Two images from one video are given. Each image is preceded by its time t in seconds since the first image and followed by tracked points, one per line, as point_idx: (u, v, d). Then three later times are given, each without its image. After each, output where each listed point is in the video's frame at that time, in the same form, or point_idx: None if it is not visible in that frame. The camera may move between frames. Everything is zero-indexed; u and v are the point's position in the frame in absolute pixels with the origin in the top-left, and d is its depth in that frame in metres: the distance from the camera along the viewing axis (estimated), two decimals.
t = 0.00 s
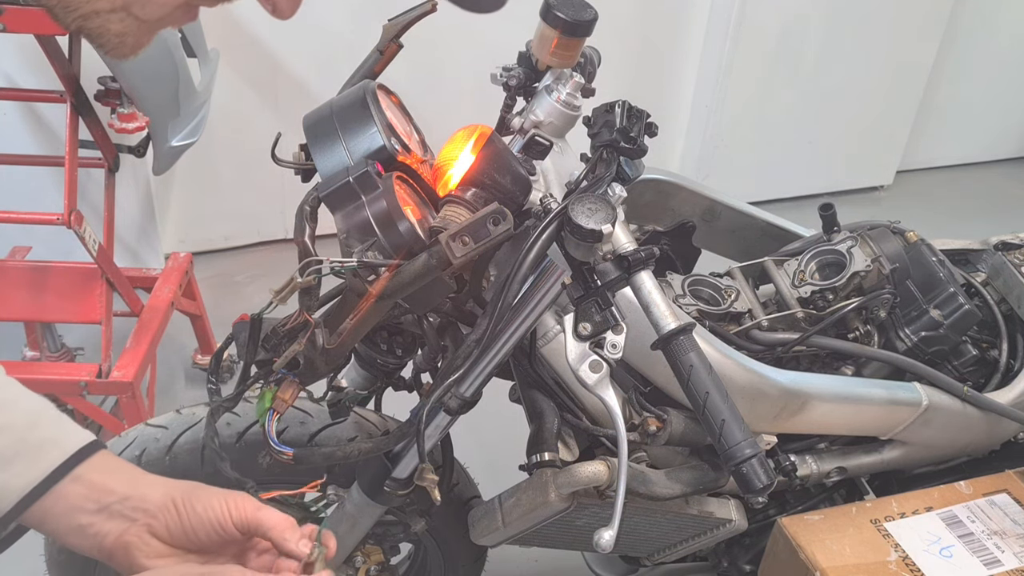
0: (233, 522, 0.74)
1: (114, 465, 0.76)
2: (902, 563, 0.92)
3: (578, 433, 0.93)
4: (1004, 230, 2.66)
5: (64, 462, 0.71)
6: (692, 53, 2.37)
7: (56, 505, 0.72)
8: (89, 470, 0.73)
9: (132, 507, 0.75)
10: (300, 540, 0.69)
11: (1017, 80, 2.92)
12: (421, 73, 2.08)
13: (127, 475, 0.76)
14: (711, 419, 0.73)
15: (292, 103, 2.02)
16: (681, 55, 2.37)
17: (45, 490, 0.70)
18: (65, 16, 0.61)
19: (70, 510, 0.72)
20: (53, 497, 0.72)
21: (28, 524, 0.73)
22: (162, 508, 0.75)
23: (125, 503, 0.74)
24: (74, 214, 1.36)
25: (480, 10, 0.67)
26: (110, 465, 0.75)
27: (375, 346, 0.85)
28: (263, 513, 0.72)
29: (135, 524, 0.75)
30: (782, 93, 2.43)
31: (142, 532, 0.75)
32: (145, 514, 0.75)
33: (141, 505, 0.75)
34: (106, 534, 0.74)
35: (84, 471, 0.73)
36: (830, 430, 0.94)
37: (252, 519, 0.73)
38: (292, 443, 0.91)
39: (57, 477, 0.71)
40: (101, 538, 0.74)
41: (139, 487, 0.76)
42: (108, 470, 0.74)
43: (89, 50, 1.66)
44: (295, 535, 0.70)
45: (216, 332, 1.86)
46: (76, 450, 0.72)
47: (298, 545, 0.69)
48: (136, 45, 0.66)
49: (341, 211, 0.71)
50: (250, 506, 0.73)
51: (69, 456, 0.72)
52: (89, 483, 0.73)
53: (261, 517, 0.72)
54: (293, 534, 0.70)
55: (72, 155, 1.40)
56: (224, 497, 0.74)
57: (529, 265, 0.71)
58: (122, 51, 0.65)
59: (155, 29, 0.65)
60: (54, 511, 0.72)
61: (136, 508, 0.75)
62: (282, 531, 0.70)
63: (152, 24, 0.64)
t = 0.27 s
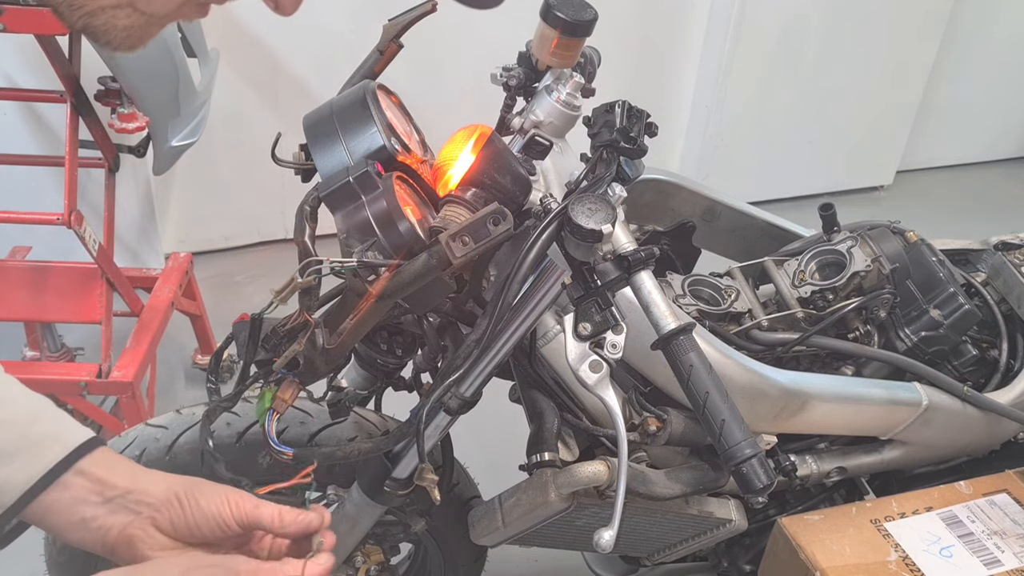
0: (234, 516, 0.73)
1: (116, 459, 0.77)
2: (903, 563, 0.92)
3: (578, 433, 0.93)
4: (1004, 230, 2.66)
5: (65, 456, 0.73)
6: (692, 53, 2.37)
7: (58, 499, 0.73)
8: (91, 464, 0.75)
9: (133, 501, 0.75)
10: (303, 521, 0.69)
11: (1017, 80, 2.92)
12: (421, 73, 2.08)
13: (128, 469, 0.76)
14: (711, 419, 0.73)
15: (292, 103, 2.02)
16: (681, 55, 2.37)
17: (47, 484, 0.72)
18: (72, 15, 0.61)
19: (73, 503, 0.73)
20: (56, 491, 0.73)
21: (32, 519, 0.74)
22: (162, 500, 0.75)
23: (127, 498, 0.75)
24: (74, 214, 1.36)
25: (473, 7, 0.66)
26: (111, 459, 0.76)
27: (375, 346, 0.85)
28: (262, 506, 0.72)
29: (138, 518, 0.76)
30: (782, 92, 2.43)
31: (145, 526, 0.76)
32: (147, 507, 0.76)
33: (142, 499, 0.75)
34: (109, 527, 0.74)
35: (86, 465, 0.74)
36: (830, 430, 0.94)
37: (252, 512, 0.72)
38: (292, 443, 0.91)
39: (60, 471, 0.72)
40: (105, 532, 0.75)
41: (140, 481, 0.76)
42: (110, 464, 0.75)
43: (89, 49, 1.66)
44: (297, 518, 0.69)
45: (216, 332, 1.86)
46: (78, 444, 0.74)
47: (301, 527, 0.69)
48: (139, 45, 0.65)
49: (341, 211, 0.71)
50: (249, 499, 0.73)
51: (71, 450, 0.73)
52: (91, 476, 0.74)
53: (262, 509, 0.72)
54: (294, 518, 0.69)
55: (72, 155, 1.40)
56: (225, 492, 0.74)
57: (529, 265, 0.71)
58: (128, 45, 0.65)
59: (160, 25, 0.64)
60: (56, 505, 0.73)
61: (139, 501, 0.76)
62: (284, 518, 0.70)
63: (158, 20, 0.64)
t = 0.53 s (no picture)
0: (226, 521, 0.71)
1: (114, 460, 0.75)
2: (903, 563, 0.92)
3: (578, 433, 0.93)
4: (1004, 230, 2.66)
5: (60, 457, 0.71)
6: (692, 53, 2.38)
7: (55, 499, 0.72)
8: (87, 464, 0.73)
9: (128, 504, 0.74)
10: (294, 532, 0.67)
11: (1017, 80, 2.92)
12: (421, 73, 2.08)
13: (124, 470, 0.75)
14: (711, 419, 0.72)
15: (292, 103, 2.02)
16: (681, 55, 2.37)
17: (45, 484, 0.71)
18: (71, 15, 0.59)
19: (70, 504, 0.73)
20: (54, 492, 0.72)
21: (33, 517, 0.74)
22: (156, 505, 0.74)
23: (122, 500, 0.74)
24: (74, 214, 1.36)
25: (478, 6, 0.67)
26: (107, 460, 0.75)
27: (375, 346, 0.86)
28: (255, 512, 0.70)
29: (133, 521, 0.74)
30: (782, 92, 2.43)
31: (140, 529, 0.74)
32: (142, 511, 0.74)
33: (137, 502, 0.74)
34: (105, 529, 0.74)
35: (81, 466, 0.73)
36: (831, 430, 0.94)
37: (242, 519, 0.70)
38: (292, 443, 0.91)
39: (57, 471, 0.71)
40: (101, 533, 0.74)
41: (136, 483, 0.75)
42: (106, 466, 0.74)
43: (89, 49, 1.66)
44: (287, 529, 0.67)
45: (216, 332, 1.86)
46: (74, 446, 0.73)
47: (291, 538, 0.67)
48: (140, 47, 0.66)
49: (341, 211, 0.71)
50: (242, 504, 0.71)
51: (68, 450, 0.72)
52: (86, 477, 0.73)
53: (254, 516, 0.70)
54: (286, 527, 0.67)
55: (72, 154, 1.40)
56: (218, 497, 0.72)
57: (529, 266, 0.71)
58: (125, 48, 0.63)
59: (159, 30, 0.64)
60: (53, 505, 0.73)
61: (134, 505, 0.74)
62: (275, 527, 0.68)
63: (157, 24, 0.62)
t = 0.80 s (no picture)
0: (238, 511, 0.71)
1: (117, 456, 0.76)
2: (903, 563, 0.92)
3: (578, 433, 0.93)
4: (1004, 230, 2.66)
5: (63, 454, 0.72)
6: (692, 53, 2.38)
7: (58, 497, 0.73)
8: (90, 460, 0.74)
9: (136, 497, 0.74)
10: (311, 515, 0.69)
11: (1017, 80, 2.92)
12: (421, 73, 2.08)
13: (128, 465, 0.75)
14: (711, 419, 0.72)
15: (292, 103, 2.02)
16: (680, 55, 2.37)
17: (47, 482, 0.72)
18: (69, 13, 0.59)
19: (74, 500, 0.73)
20: (58, 488, 0.72)
21: (33, 518, 0.75)
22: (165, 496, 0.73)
23: (129, 494, 0.74)
24: (73, 214, 1.36)
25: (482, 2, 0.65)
26: (108, 456, 0.75)
27: (375, 346, 0.85)
28: (268, 499, 0.70)
29: (143, 515, 0.74)
30: (782, 92, 2.42)
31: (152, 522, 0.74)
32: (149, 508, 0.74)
33: (145, 495, 0.74)
34: (114, 524, 0.73)
35: (85, 462, 0.73)
36: (831, 430, 0.94)
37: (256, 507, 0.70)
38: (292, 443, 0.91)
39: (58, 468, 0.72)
40: (110, 529, 0.74)
41: (140, 476, 0.74)
42: (105, 462, 0.74)
43: (88, 49, 1.66)
44: (306, 512, 0.69)
45: (216, 332, 1.86)
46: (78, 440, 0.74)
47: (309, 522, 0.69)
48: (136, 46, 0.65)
49: (341, 211, 0.71)
50: (254, 492, 0.71)
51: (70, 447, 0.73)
52: (91, 473, 0.73)
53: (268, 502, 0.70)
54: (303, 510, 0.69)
55: (72, 154, 1.40)
56: (230, 487, 0.72)
57: (529, 266, 0.71)
58: (122, 46, 0.63)
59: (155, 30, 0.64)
60: (58, 503, 0.73)
61: (141, 498, 0.74)
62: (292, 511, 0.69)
63: (154, 23, 0.62)
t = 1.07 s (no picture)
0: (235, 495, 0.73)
1: (115, 441, 0.78)
2: (903, 563, 0.92)
3: (578, 433, 0.93)
4: (1004, 230, 2.66)
5: (64, 438, 0.75)
6: (692, 54, 2.38)
7: (60, 482, 0.76)
8: (88, 447, 0.76)
9: (133, 481, 0.76)
10: (306, 501, 0.69)
11: (1018, 80, 2.92)
12: (421, 73, 2.08)
13: (128, 451, 0.77)
14: (711, 419, 0.72)
15: (292, 104, 2.02)
16: (680, 55, 2.37)
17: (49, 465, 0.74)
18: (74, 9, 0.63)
19: (74, 485, 0.76)
20: (59, 471, 0.75)
21: (32, 503, 0.77)
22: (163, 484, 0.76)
23: (126, 479, 0.76)
24: (74, 214, 1.36)
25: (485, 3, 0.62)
26: (106, 443, 0.77)
27: (375, 346, 0.85)
28: (263, 485, 0.71)
29: (141, 499, 0.77)
30: (782, 93, 2.43)
31: (148, 506, 0.77)
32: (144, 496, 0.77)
33: (141, 480, 0.76)
34: (111, 508, 0.76)
35: (83, 448, 0.76)
36: (830, 430, 0.94)
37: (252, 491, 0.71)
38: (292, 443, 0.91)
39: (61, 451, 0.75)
40: (107, 513, 0.77)
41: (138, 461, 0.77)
42: (105, 445, 0.77)
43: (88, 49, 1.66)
44: (298, 498, 0.69)
45: (216, 332, 1.86)
46: (79, 423, 0.76)
47: (303, 507, 0.69)
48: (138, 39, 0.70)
49: (341, 211, 0.71)
50: (249, 479, 0.72)
51: (70, 432, 0.75)
52: (89, 458, 0.76)
53: (263, 488, 0.71)
54: (296, 497, 0.69)
55: (72, 154, 1.40)
56: (226, 472, 0.73)
57: (529, 266, 0.71)
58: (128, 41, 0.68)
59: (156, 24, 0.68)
60: (57, 488, 0.76)
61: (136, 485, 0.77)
62: (285, 497, 0.70)
63: (155, 19, 0.67)
